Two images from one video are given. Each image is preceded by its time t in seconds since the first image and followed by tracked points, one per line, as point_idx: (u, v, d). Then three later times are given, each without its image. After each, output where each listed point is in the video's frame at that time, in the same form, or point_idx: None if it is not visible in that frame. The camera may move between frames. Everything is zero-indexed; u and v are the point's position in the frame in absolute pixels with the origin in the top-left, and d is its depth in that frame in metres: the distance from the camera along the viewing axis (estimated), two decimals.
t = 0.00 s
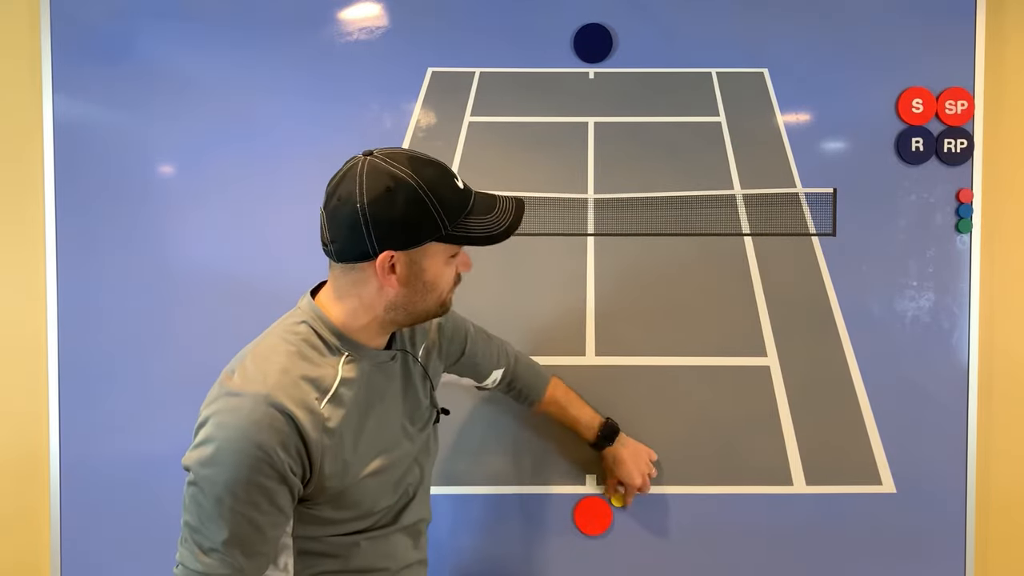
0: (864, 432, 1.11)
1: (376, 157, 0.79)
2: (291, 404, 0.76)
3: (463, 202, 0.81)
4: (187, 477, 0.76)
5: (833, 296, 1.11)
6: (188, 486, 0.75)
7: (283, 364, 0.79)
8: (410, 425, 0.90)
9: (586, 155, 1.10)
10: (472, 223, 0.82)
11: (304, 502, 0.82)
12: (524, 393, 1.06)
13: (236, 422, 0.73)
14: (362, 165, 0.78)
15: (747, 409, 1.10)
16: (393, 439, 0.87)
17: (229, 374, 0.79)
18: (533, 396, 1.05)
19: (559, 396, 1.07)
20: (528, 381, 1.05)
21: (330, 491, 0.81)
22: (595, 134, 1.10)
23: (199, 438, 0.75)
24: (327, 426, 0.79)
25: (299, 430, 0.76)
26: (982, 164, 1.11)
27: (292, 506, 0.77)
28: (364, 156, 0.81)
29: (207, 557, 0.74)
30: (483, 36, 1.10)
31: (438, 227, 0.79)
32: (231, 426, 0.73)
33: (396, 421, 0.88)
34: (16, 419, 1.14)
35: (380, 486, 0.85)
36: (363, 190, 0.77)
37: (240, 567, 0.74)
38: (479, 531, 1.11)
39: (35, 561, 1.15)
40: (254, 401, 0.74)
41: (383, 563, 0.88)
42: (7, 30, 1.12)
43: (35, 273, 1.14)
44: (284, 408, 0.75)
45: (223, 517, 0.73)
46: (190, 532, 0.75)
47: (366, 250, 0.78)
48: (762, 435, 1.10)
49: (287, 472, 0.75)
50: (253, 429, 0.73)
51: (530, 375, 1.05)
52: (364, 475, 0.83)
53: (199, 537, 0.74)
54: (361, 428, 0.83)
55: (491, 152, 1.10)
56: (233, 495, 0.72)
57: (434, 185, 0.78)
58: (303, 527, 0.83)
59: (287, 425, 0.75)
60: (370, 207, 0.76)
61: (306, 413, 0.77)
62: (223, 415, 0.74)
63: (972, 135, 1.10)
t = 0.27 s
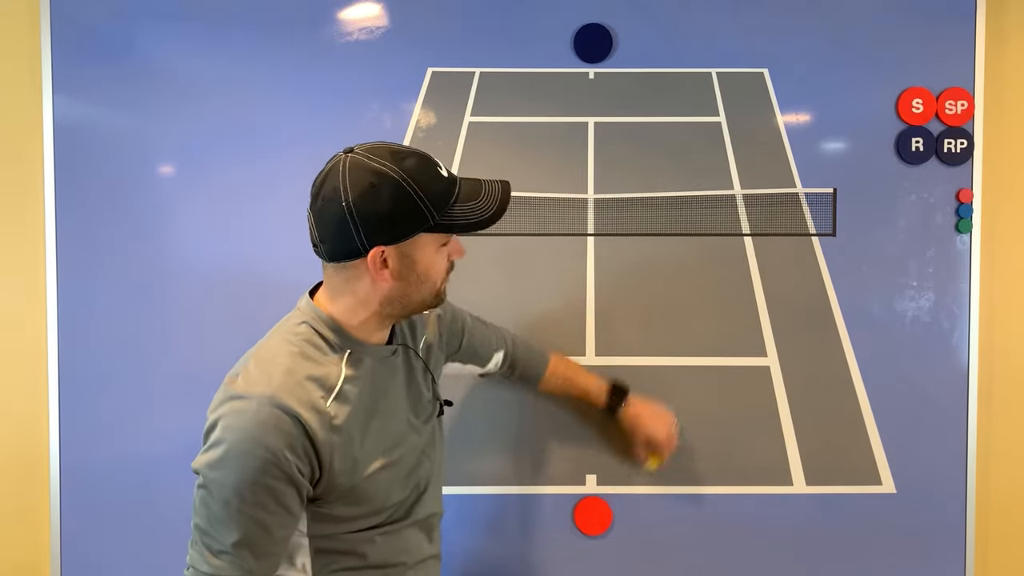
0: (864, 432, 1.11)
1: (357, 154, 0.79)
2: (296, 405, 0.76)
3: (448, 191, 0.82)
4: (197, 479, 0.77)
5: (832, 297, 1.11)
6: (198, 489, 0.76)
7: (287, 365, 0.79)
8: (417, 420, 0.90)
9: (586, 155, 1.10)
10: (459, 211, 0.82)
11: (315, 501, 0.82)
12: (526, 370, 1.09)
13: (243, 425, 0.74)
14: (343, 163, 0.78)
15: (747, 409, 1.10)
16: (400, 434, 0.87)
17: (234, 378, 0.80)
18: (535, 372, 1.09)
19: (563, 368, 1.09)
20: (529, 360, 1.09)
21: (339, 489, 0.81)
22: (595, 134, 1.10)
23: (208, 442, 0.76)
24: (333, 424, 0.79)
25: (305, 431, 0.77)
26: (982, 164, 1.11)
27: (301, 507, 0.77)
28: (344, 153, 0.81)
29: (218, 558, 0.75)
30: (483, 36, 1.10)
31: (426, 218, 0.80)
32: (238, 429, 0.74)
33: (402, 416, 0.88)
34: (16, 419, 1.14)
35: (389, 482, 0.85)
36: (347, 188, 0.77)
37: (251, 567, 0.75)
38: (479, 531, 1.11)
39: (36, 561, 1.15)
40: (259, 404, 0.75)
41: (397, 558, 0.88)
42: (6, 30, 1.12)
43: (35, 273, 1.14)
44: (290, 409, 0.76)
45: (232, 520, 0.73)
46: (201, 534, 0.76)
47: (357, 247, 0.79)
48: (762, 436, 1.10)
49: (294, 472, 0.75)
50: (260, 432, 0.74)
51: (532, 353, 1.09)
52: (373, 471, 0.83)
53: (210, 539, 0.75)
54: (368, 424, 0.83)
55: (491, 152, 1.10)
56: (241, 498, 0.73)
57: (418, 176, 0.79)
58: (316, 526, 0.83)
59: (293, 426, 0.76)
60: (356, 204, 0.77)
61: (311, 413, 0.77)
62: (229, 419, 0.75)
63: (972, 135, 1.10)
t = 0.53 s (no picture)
0: (863, 432, 1.11)
1: (346, 151, 0.78)
2: (318, 403, 0.76)
3: (439, 175, 0.83)
4: (222, 489, 0.76)
5: (833, 297, 1.11)
6: (223, 500, 0.75)
7: (301, 365, 0.78)
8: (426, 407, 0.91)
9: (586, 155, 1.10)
10: (453, 193, 0.84)
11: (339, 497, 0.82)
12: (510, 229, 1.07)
13: (267, 428, 0.74)
14: (335, 163, 0.77)
15: (747, 409, 1.10)
16: (412, 422, 0.88)
17: (247, 385, 0.79)
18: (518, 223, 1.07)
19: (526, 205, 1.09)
20: (504, 228, 1.07)
21: (363, 482, 0.82)
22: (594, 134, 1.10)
23: (231, 450, 0.75)
24: (355, 418, 0.79)
25: (329, 427, 0.76)
26: (982, 164, 1.11)
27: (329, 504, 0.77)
28: (330, 153, 0.79)
29: (252, 565, 0.74)
30: (482, 36, 1.10)
31: (426, 204, 0.81)
32: (263, 433, 0.73)
33: (410, 404, 0.89)
34: (16, 419, 1.14)
35: (407, 471, 0.86)
36: (346, 186, 0.76)
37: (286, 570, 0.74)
38: (480, 531, 1.11)
39: (36, 561, 1.15)
40: (282, 406, 0.74)
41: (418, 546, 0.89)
42: (7, 30, 1.12)
43: (35, 272, 1.14)
44: (313, 408, 0.75)
45: (264, 524, 0.73)
46: (231, 544, 0.75)
47: (363, 244, 0.78)
48: (762, 436, 1.10)
49: (321, 470, 0.75)
50: (286, 433, 0.73)
51: (505, 232, 1.07)
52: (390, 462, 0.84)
53: (241, 547, 0.74)
54: (385, 415, 0.83)
55: (491, 152, 1.10)
56: (272, 502, 0.73)
57: (412, 164, 0.79)
58: (339, 523, 0.83)
59: (318, 424, 0.75)
60: (359, 200, 0.76)
61: (333, 409, 0.77)
62: (251, 424, 0.74)
63: (972, 135, 1.10)
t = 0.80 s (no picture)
0: (863, 432, 1.11)
1: (351, 151, 0.78)
2: (323, 404, 0.76)
3: (442, 179, 0.83)
4: (228, 494, 0.76)
5: (833, 297, 1.11)
6: (229, 504, 0.75)
7: (305, 366, 0.78)
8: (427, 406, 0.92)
9: (586, 155, 1.10)
10: (455, 197, 0.84)
11: (344, 498, 0.82)
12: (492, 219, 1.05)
13: (273, 431, 0.73)
14: (338, 162, 0.77)
15: (747, 409, 1.10)
16: (413, 420, 0.88)
17: (250, 388, 0.78)
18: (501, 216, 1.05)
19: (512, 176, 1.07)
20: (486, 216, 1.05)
21: (368, 482, 0.82)
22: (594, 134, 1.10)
23: (236, 454, 0.75)
24: (359, 417, 0.79)
25: (334, 428, 0.77)
26: (981, 164, 1.11)
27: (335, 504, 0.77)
28: (335, 152, 0.80)
29: (261, 569, 0.74)
30: (482, 35, 1.10)
31: (427, 208, 0.81)
32: (269, 435, 0.73)
33: (411, 402, 0.89)
34: (16, 419, 1.14)
35: (410, 469, 0.87)
36: (348, 185, 0.76)
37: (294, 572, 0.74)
38: (480, 531, 1.11)
39: (35, 561, 1.15)
40: (287, 408, 0.74)
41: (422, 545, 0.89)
42: (7, 30, 1.12)
43: (35, 272, 1.14)
44: (318, 409, 0.75)
45: (271, 527, 0.73)
46: (239, 548, 0.75)
47: (363, 245, 0.78)
48: (762, 436, 1.10)
49: (327, 471, 0.75)
50: (291, 435, 0.73)
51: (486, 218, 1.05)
52: (394, 461, 0.84)
53: (249, 552, 0.74)
54: (388, 414, 0.84)
55: (492, 152, 1.11)
56: (279, 504, 0.72)
57: (415, 166, 0.79)
58: (345, 525, 0.83)
59: (323, 425, 0.75)
60: (360, 201, 0.76)
61: (338, 409, 0.77)
62: (256, 427, 0.74)
63: (972, 135, 1.10)
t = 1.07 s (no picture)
0: (863, 432, 1.11)
1: (365, 152, 0.78)
2: (307, 404, 0.76)
3: (452, 194, 0.82)
4: (210, 491, 0.76)
5: (833, 297, 1.11)
6: (211, 501, 0.75)
7: (291, 365, 0.78)
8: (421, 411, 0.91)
9: (586, 155, 1.10)
10: (463, 214, 0.83)
11: (329, 500, 0.82)
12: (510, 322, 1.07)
13: (255, 429, 0.73)
14: (351, 161, 0.77)
15: (747, 409, 1.10)
16: (406, 425, 0.87)
17: (236, 386, 0.79)
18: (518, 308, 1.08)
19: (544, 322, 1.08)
20: (506, 318, 1.07)
21: (354, 484, 0.81)
22: (595, 134, 1.10)
23: (219, 451, 0.75)
24: (345, 419, 0.79)
25: (318, 428, 0.76)
26: (982, 164, 1.11)
27: (318, 505, 0.77)
28: (350, 150, 0.80)
29: (240, 568, 0.74)
30: (482, 35, 1.10)
31: (432, 221, 0.80)
32: (250, 433, 0.73)
33: (405, 407, 0.89)
34: (16, 419, 1.14)
35: (400, 475, 0.85)
36: (356, 186, 0.76)
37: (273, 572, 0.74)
38: (480, 531, 1.11)
39: (36, 561, 1.15)
40: (269, 407, 0.75)
41: (409, 550, 0.88)
42: (6, 30, 1.12)
43: (35, 273, 1.14)
44: (301, 409, 0.76)
45: (251, 526, 0.73)
46: (218, 545, 0.75)
47: (362, 247, 0.78)
48: (762, 436, 1.10)
49: (309, 471, 0.75)
50: (273, 434, 0.73)
51: (505, 310, 1.08)
52: (382, 465, 0.83)
53: (229, 549, 0.74)
54: (377, 417, 0.83)
55: (492, 152, 1.10)
56: (259, 503, 0.72)
57: (426, 176, 0.79)
58: (330, 526, 0.82)
59: (306, 425, 0.75)
60: (365, 203, 0.76)
61: (322, 410, 0.77)
62: (239, 425, 0.74)
63: (972, 135, 1.10)
